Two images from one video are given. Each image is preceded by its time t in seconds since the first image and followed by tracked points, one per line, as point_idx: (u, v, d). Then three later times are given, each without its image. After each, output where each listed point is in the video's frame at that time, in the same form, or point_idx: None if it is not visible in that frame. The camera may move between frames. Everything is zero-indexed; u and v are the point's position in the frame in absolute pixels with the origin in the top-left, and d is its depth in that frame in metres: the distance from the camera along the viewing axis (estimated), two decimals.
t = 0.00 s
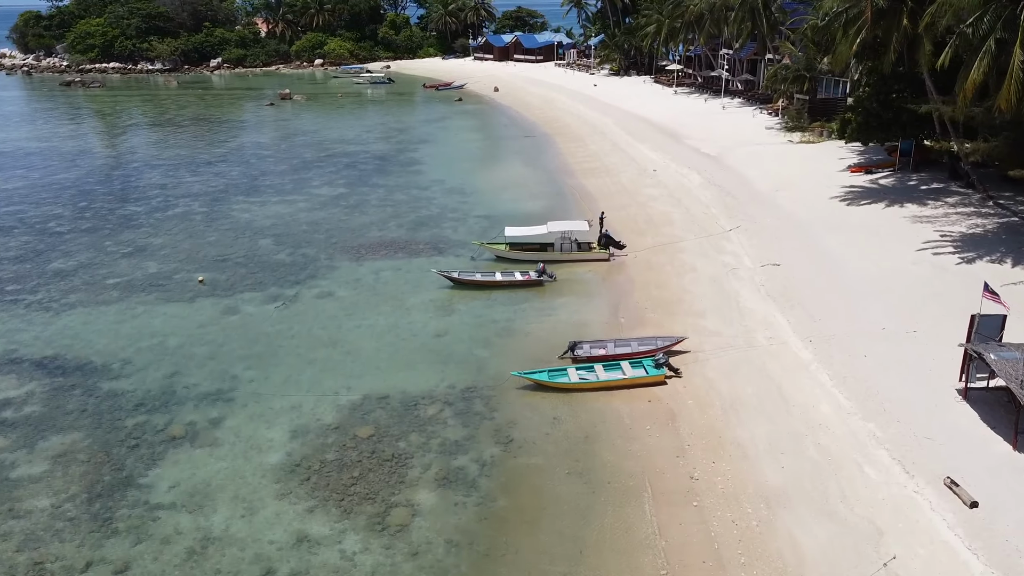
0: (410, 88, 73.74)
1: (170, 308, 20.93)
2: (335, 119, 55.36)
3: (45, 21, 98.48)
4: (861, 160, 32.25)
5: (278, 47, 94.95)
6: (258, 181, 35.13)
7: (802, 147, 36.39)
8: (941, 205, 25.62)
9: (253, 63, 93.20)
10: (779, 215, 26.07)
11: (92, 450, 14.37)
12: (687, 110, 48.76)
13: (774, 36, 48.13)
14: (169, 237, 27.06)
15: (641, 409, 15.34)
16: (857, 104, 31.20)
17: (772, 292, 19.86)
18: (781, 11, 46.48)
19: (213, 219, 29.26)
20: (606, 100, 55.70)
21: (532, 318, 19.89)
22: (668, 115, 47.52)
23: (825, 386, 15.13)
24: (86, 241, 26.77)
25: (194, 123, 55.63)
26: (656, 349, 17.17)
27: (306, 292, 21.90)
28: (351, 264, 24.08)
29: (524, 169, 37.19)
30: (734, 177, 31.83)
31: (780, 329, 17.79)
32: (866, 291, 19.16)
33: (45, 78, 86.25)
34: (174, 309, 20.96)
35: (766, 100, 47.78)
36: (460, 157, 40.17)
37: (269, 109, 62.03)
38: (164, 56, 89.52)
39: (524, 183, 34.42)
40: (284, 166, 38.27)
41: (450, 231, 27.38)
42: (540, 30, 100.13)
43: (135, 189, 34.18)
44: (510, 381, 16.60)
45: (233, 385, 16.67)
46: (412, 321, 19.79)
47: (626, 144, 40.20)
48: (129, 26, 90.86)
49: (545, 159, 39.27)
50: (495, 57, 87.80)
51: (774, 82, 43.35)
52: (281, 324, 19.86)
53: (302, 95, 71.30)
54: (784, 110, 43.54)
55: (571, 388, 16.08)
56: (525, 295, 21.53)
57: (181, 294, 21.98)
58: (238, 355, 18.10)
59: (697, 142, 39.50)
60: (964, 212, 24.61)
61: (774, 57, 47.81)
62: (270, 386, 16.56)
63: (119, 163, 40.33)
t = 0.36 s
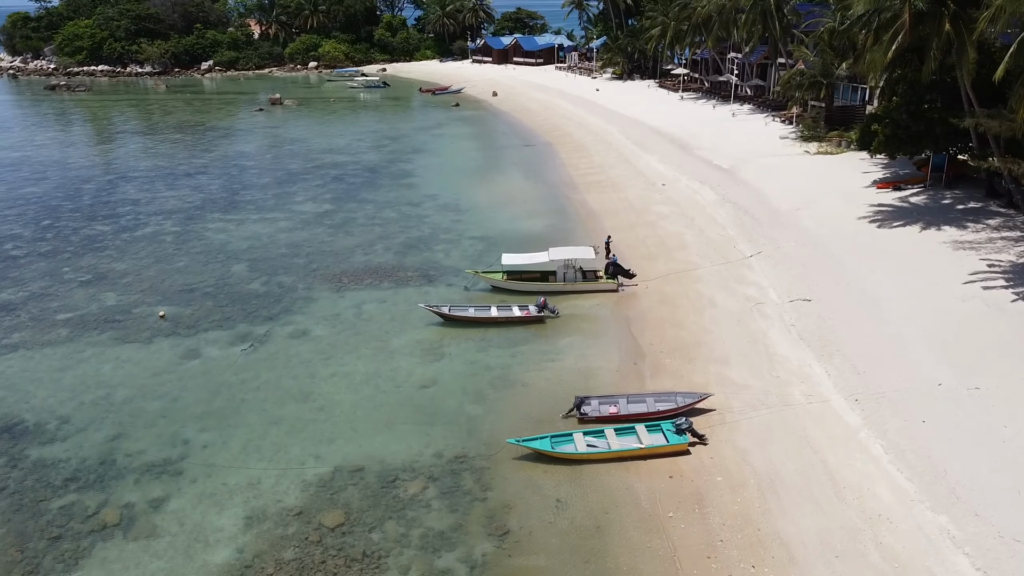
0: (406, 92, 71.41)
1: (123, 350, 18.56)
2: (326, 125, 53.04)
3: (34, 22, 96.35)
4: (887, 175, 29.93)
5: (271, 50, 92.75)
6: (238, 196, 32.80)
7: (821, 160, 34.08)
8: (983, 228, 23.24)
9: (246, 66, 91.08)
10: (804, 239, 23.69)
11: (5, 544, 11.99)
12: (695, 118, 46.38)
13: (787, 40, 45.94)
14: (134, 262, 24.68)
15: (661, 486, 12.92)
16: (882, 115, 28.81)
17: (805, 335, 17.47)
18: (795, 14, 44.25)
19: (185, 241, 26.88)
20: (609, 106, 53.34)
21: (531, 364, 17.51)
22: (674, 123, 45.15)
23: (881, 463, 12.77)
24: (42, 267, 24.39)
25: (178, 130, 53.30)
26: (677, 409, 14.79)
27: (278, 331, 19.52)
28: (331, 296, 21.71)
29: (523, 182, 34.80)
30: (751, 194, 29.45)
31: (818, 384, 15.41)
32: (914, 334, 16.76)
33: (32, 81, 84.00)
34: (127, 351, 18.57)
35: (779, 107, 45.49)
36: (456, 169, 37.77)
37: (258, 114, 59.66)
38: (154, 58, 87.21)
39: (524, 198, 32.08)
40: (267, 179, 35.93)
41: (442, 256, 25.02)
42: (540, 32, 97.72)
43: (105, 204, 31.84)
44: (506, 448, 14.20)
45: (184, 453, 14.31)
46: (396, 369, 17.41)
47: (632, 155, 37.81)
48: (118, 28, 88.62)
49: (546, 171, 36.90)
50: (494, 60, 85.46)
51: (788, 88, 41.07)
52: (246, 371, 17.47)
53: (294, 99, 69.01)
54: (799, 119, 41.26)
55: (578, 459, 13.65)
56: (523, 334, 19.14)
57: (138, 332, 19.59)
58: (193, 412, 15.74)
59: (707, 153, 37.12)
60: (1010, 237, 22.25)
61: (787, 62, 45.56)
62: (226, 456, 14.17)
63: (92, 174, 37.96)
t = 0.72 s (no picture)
0: (401, 96, 69.21)
1: (66, 402, 16.30)
2: (316, 132, 50.73)
3: (21, 24, 94.17)
4: (915, 190, 27.72)
5: (264, 52, 90.51)
6: (216, 213, 30.53)
7: (841, 172, 31.86)
8: None
9: (238, 68, 88.76)
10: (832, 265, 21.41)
11: None
12: (703, 126, 44.12)
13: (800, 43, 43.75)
14: (93, 291, 22.42)
15: None
16: (910, 126, 26.54)
17: (845, 388, 15.18)
18: (808, 16, 42.07)
19: (153, 265, 24.63)
20: (612, 112, 51.07)
21: (530, 420, 15.23)
22: (681, 131, 42.86)
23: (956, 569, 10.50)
24: None
25: (161, 135, 51.01)
26: (703, 485, 12.51)
27: (245, 377, 17.28)
28: (307, 332, 19.43)
29: (522, 196, 32.52)
30: (768, 212, 27.18)
31: (867, 454, 13.12)
32: (973, 389, 14.46)
33: (17, 84, 81.71)
34: (70, 402, 16.31)
35: (791, 113, 43.29)
36: (451, 181, 35.49)
37: (246, 119, 57.39)
38: (143, 60, 84.96)
39: (523, 213, 29.84)
40: (249, 193, 33.65)
41: (433, 283, 22.77)
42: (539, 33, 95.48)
43: (72, 222, 29.57)
44: (501, 536, 11.94)
45: (118, 542, 12.07)
46: (374, 427, 15.13)
47: (638, 167, 35.53)
48: (106, 29, 86.34)
49: (547, 183, 34.62)
50: (493, 62, 83.23)
51: (802, 94, 38.88)
52: (202, 428, 15.22)
53: (285, 104, 66.71)
54: (814, 126, 39.06)
55: (587, 552, 11.34)
56: (522, 380, 16.90)
57: (86, 378, 17.34)
58: (136, 484, 13.50)
59: (718, 165, 34.82)
60: None
61: (799, 66, 43.39)
62: (167, 546, 11.94)
63: (63, 186, 35.67)
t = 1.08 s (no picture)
0: (397, 100, 66.88)
1: None
2: (305, 139, 48.34)
3: (8, 25, 91.83)
4: (951, 210, 25.40)
5: (257, 54, 88.18)
6: (189, 232, 28.16)
7: (866, 189, 29.52)
8: None
9: (230, 71, 86.42)
10: (871, 301, 19.01)
11: None
12: (713, 134, 41.76)
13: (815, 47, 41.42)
14: (40, 327, 20.03)
15: None
16: (946, 139, 24.23)
17: (903, 462, 12.79)
18: (825, 18, 39.76)
19: (112, 295, 22.24)
20: (616, 119, 48.73)
21: (531, 501, 12.80)
22: (690, 140, 40.48)
23: None
24: None
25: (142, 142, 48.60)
26: None
27: (199, 439, 14.88)
28: (275, 381, 17.03)
29: (522, 213, 30.13)
30: (791, 233, 24.78)
31: (942, 558, 10.78)
32: None
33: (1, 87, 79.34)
34: None
35: (806, 121, 40.97)
36: (445, 195, 33.12)
37: (233, 124, 54.99)
38: (131, 63, 82.56)
39: (523, 234, 27.47)
40: (227, 209, 31.30)
41: (421, 317, 20.38)
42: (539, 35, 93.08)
43: (32, 242, 27.22)
44: None
45: None
46: (345, 510, 12.71)
47: (646, 181, 33.17)
48: (94, 31, 83.96)
49: (548, 198, 32.27)
50: (492, 65, 80.89)
51: (820, 102, 36.61)
52: (140, 511, 12.82)
53: (276, 108, 64.40)
54: (832, 136, 36.73)
55: None
56: (520, 445, 14.48)
57: (15, 440, 14.94)
58: None
59: (732, 179, 32.44)
60: None
61: (816, 71, 41.11)
62: None
63: (29, 201, 33.28)
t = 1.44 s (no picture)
0: (392, 103, 64.55)
1: None
2: (293, 145, 45.95)
3: None
4: (994, 231, 23.09)
5: (248, 54, 85.87)
6: (157, 253, 25.79)
7: (895, 204, 27.19)
8: None
9: (221, 72, 84.02)
10: (921, 343, 16.67)
11: None
12: (724, 141, 39.39)
13: (833, 49, 39.07)
14: None
15: None
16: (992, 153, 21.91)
17: (989, 568, 10.51)
18: (844, 18, 37.41)
19: (62, 330, 19.86)
20: (621, 124, 46.35)
21: None
22: (700, 148, 38.11)
23: None
24: None
25: (122, 148, 46.22)
26: None
27: (135, 522, 12.48)
28: (233, 444, 14.63)
29: (521, 230, 27.76)
30: (819, 255, 22.41)
31: None
32: None
33: None
34: None
35: (823, 127, 38.71)
36: (439, 210, 30.73)
37: (219, 128, 52.62)
38: (119, 64, 80.21)
39: (523, 255, 25.12)
40: (202, 226, 28.93)
41: (406, 359, 18.00)
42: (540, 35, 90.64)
43: None
44: None
45: None
46: None
47: (655, 194, 30.79)
48: (80, 31, 81.60)
49: (550, 213, 29.89)
50: (490, 66, 78.59)
51: (841, 108, 34.25)
52: None
53: (266, 111, 62.01)
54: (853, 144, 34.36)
55: None
56: (518, 531, 12.08)
57: None
58: None
59: (748, 192, 30.05)
60: None
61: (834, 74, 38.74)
62: None
63: None
